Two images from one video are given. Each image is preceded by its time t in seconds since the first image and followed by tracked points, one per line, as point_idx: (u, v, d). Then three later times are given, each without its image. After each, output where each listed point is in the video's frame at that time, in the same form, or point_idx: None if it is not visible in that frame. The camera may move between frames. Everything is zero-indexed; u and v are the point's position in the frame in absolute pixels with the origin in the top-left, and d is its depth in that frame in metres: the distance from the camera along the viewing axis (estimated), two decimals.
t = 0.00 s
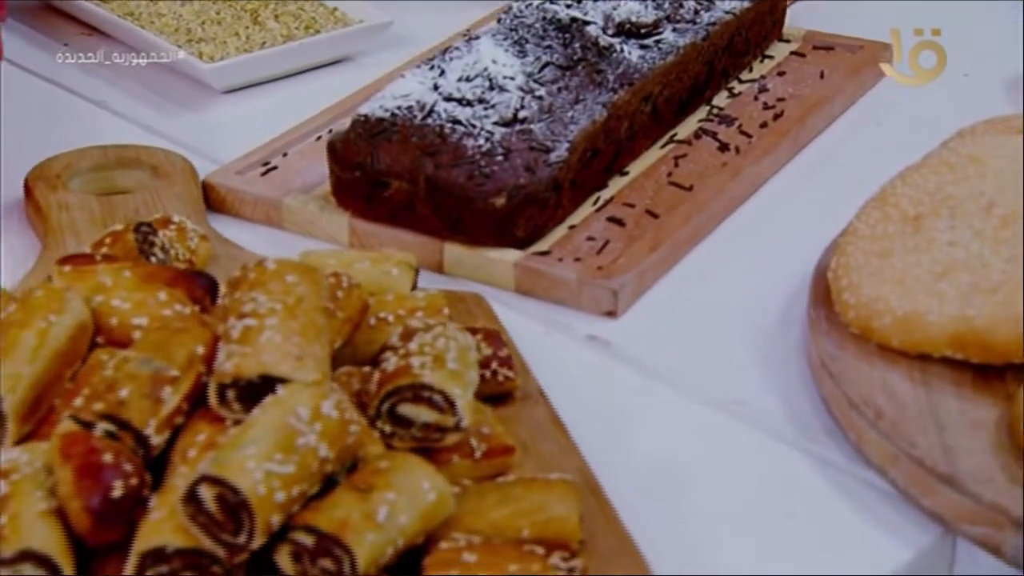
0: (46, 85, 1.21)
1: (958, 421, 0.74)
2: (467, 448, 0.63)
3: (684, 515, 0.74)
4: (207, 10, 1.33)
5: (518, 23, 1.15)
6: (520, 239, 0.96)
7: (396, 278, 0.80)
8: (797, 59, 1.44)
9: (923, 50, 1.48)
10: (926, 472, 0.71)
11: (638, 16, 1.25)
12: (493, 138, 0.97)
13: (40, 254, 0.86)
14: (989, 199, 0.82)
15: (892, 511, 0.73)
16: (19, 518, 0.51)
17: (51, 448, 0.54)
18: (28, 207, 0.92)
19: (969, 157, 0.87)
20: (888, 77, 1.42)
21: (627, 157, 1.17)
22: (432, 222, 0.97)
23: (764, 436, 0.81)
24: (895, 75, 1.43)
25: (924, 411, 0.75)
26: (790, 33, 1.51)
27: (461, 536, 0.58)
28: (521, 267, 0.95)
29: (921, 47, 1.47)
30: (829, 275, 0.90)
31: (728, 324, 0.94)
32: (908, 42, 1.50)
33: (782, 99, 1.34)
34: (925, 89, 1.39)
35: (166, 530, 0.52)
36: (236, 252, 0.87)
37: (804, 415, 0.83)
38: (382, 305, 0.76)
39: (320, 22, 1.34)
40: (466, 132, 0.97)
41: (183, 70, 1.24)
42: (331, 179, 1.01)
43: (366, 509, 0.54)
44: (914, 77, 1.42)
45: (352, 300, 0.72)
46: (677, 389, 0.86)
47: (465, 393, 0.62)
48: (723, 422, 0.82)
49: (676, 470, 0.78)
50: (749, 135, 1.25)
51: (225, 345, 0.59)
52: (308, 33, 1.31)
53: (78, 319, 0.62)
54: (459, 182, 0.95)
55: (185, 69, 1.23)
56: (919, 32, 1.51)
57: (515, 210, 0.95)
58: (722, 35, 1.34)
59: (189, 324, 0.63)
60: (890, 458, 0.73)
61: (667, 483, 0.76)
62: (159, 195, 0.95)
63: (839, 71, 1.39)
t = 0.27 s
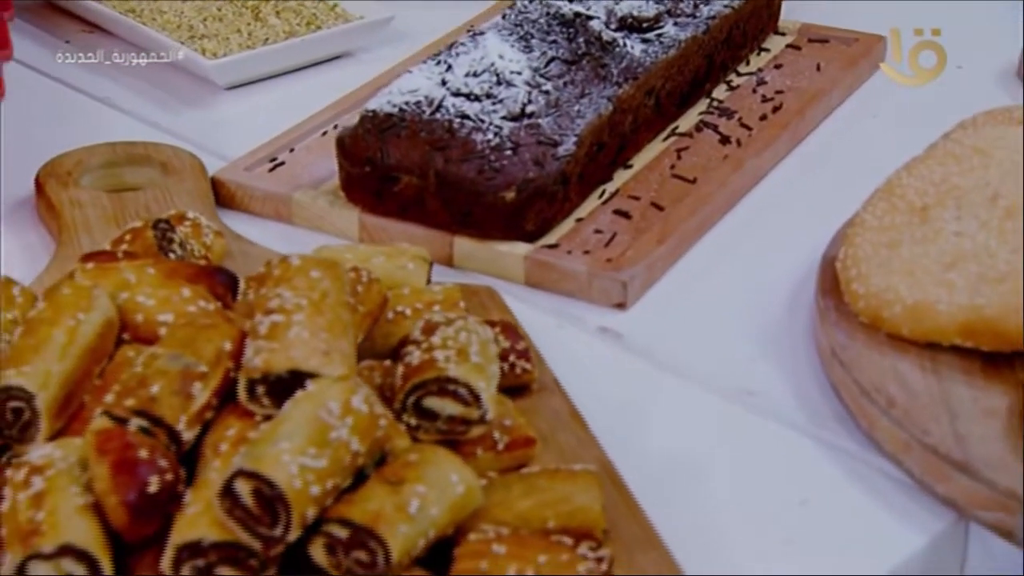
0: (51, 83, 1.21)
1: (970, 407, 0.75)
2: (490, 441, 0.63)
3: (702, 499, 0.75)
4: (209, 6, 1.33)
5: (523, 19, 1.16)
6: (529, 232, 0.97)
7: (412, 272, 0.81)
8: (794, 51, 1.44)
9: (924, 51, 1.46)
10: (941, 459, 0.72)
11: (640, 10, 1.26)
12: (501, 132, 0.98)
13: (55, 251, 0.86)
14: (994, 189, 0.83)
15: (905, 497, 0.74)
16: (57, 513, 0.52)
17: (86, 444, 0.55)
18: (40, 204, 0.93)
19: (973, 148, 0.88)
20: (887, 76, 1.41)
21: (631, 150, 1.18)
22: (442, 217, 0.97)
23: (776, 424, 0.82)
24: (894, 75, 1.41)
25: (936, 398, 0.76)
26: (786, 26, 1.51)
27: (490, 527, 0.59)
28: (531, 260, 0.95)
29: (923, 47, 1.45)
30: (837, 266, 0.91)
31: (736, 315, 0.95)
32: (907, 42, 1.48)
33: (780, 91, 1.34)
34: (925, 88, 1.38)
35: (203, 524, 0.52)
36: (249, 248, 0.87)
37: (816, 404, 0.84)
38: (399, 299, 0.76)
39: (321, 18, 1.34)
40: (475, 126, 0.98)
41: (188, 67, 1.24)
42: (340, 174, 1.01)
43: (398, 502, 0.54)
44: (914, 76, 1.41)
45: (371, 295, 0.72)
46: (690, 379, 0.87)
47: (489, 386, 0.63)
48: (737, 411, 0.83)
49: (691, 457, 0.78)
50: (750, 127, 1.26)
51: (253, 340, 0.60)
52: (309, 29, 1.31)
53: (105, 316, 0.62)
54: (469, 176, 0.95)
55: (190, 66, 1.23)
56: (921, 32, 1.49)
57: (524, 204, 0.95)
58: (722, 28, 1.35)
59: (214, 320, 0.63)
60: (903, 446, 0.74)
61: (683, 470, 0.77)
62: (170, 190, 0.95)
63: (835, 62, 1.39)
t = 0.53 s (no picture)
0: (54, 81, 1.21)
1: (978, 392, 0.77)
2: (510, 432, 0.64)
3: (717, 488, 0.76)
4: (210, 4, 1.33)
5: (526, 15, 1.17)
6: (537, 226, 0.98)
7: (426, 267, 0.81)
8: (790, 44, 1.44)
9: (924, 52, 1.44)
10: (954, 448, 0.73)
11: (641, 6, 1.27)
12: (509, 127, 0.99)
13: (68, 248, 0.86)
14: (998, 179, 0.83)
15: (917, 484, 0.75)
16: (93, 508, 0.52)
17: (119, 439, 0.55)
18: (52, 201, 0.93)
19: (976, 139, 0.88)
20: (886, 75, 1.39)
21: (634, 144, 1.19)
22: (451, 212, 0.98)
23: (787, 414, 0.83)
24: (894, 74, 1.40)
25: (945, 386, 0.78)
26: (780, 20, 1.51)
27: (516, 519, 0.60)
28: (540, 254, 0.96)
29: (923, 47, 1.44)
30: (844, 257, 0.93)
31: (743, 306, 0.96)
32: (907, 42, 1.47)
33: (778, 84, 1.34)
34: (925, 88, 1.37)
35: (237, 517, 0.53)
36: (262, 244, 0.88)
37: (826, 394, 0.85)
38: (415, 293, 0.77)
39: (322, 14, 1.34)
40: (483, 122, 0.98)
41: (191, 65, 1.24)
42: (349, 170, 1.02)
43: (428, 494, 0.55)
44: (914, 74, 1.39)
45: (389, 290, 0.73)
46: (701, 370, 0.88)
47: (511, 379, 0.64)
48: (748, 402, 0.84)
49: (705, 447, 0.79)
50: (750, 120, 1.26)
51: (280, 336, 0.61)
52: (310, 25, 1.31)
53: (130, 313, 0.63)
54: (479, 172, 0.96)
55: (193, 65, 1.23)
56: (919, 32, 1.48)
57: (533, 198, 0.96)
58: (721, 22, 1.35)
59: (239, 317, 0.64)
60: (915, 435, 0.76)
61: (698, 459, 0.78)
62: (180, 186, 0.96)
63: (831, 55, 1.39)
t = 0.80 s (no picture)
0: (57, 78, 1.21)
1: (987, 377, 0.77)
2: (530, 424, 0.65)
3: (731, 475, 0.77)
4: (213, 1, 1.33)
5: (530, 11, 1.17)
6: (546, 219, 0.99)
7: (439, 261, 0.82)
8: (786, 39, 1.44)
9: (925, 53, 1.43)
10: (964, 434, 0.75)
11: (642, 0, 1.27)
12: (517, 122, 0.99)
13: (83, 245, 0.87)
14: (1002, 170, 0.85)
15: (926, 469, 0.77)
16: (129, 502, 0.53)
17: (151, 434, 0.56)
18: (64, 199, 0.93)
19: (979, 132, 0.90)
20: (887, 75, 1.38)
21: (636, 138, 1.20)
22: (460, 206, 0.99)
23: (797, 402, 0.84)
24: (895, 74, 1.39)
25: (954, 374, 0.78)
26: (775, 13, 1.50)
27: (541, 510, 0.60)
28: (548, 247, 0.97)
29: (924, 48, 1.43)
30: (849, 248, 0.94)
31: (751, 297, 0.97)
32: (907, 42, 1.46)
33: (776, 77, 1.35)
34: (925, 88, 1.37)
35: (270, 510, 0.53)
36: (275, 240, 0.88)
37: (835, 383, 0.87)
38: (431, 287, 0.78)
39: (324, 11, 1.34)
40: (490, 117, 0.99)
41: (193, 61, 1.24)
42: (357, 165, 1.03)
43: (457, 486, 0.56)
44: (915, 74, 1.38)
45: (407, 284, 0.74)
46: (710, 360, 0.89)
47: (533, 372, 0.65)
48: (758, 391, 0.85)
49: (718, 435, 0.81)
50: (750, 113, 1.27)
51: (305, 331, 0.62)
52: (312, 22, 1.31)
53: (156, 310, 0.64)
54: (488, 167, 0.97)
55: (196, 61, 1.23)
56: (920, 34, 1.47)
57: (542, 192, 0.97)
58: (721, 16, 1.35)
59: (263, 312, 0.65)
60: (925, 422, 0.78)
61: (711, 447, 0.80)
62: (191, 183, 0.96)
63: (827, 49, 1.40)
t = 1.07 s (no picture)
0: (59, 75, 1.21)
1: (994, 367, 0.79)
2: (546, 415, 0.66)
3: (742, 463, 0.78)
4: None
5: (532, 5, 1.18)
6: (551, 212, 0.99)
7: (451, 254, 0.82)
8: (779, 30, 1.42)
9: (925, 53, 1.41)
10: (971, 421, 0.76)
11: None
12: (522, 116, 1.00)
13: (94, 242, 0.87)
14: (1003, 161, 0.85)
15: (935, 455, 0.79)
16: (159, 495, 0.54)
17: (179, 427, 0.57)
18: (72, 196, 0.93)
19: (978, 121, 0.89)
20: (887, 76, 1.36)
21: (635, 131, 1.20)
22: (466, 199, 1.00)
23: (805, 390, 0.85)
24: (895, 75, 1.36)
25: (960, 362, 0.80)
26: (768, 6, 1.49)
27: (563, 498, 0.60)
28: (555, 239, 0.98)
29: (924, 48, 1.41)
30: (853, 238, 0.95)
31: (755, 286, 0.98)
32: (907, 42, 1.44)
33: (772, 69, 1.34)
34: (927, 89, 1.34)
35: (298, 501, 0.54)
36: (284, 235, 0.89)
37: (842, 371, 0.88)
38: (444, 280, 0.79)
39: (324, 4, 1.33)
40: (496, 111, 1.00)
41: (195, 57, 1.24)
42: (363, 159, 1.03)
43: (482, 476, 0.57)
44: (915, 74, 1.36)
45: (422, 277, 0.74)
46: (718, 349, 0.90)
47: (550, 362, 0.66)
48: (767, 379, 0.86)
49: (728, 423, 0.82)
50: (747, 105, 1.26)
51: (328, 325, 0.62)
52: (312, 16, 1.31)
53: (177, 305, 0.64)
54: (494, 160, 0.98)
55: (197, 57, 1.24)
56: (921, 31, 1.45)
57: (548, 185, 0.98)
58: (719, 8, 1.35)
59: (283, 307, 0.65)
60: (933, 409, 0.79)
61: (722, 435, 0.81)
62: (199, 179, 0.96)
63: (822, 40, 1.39)
